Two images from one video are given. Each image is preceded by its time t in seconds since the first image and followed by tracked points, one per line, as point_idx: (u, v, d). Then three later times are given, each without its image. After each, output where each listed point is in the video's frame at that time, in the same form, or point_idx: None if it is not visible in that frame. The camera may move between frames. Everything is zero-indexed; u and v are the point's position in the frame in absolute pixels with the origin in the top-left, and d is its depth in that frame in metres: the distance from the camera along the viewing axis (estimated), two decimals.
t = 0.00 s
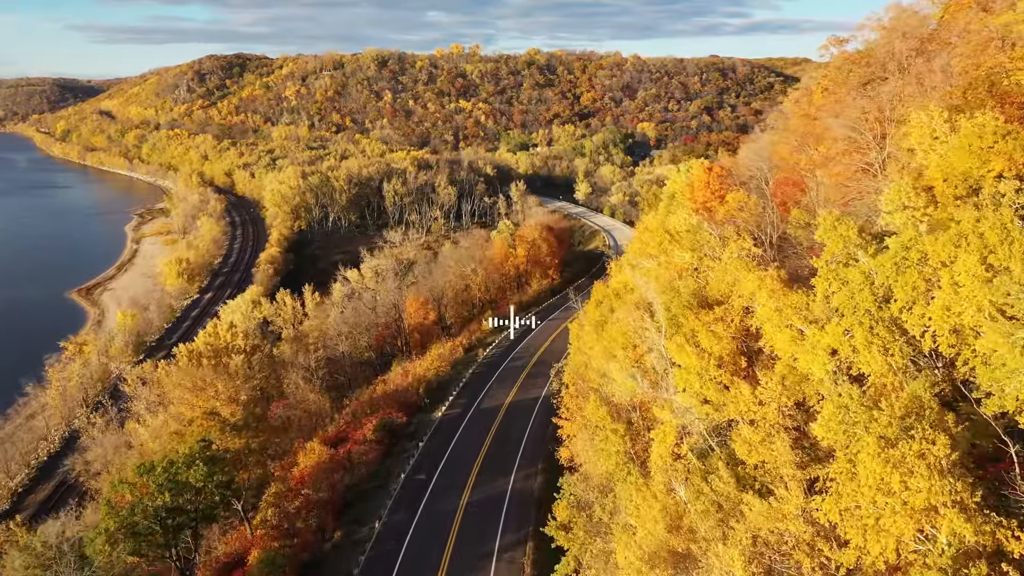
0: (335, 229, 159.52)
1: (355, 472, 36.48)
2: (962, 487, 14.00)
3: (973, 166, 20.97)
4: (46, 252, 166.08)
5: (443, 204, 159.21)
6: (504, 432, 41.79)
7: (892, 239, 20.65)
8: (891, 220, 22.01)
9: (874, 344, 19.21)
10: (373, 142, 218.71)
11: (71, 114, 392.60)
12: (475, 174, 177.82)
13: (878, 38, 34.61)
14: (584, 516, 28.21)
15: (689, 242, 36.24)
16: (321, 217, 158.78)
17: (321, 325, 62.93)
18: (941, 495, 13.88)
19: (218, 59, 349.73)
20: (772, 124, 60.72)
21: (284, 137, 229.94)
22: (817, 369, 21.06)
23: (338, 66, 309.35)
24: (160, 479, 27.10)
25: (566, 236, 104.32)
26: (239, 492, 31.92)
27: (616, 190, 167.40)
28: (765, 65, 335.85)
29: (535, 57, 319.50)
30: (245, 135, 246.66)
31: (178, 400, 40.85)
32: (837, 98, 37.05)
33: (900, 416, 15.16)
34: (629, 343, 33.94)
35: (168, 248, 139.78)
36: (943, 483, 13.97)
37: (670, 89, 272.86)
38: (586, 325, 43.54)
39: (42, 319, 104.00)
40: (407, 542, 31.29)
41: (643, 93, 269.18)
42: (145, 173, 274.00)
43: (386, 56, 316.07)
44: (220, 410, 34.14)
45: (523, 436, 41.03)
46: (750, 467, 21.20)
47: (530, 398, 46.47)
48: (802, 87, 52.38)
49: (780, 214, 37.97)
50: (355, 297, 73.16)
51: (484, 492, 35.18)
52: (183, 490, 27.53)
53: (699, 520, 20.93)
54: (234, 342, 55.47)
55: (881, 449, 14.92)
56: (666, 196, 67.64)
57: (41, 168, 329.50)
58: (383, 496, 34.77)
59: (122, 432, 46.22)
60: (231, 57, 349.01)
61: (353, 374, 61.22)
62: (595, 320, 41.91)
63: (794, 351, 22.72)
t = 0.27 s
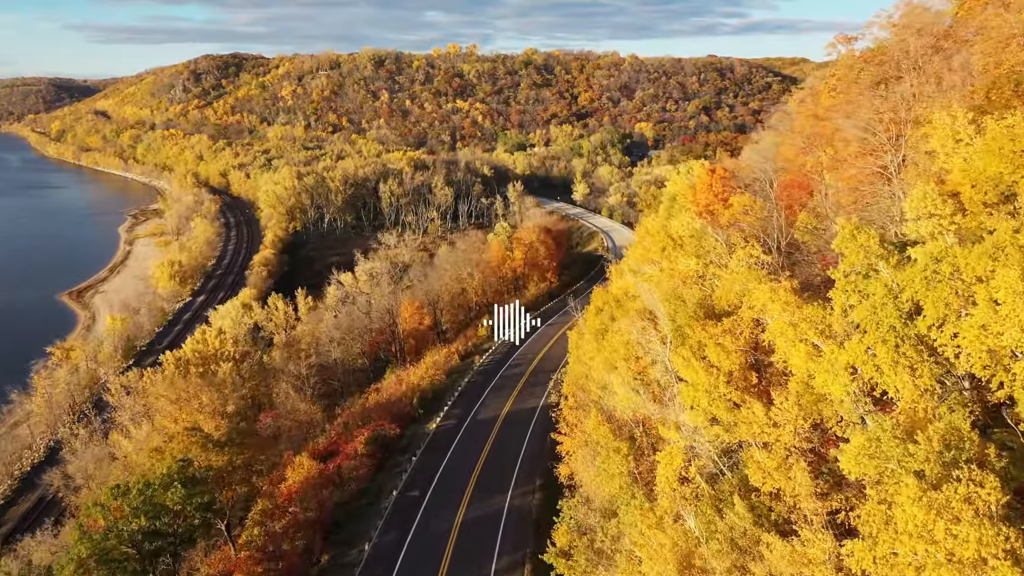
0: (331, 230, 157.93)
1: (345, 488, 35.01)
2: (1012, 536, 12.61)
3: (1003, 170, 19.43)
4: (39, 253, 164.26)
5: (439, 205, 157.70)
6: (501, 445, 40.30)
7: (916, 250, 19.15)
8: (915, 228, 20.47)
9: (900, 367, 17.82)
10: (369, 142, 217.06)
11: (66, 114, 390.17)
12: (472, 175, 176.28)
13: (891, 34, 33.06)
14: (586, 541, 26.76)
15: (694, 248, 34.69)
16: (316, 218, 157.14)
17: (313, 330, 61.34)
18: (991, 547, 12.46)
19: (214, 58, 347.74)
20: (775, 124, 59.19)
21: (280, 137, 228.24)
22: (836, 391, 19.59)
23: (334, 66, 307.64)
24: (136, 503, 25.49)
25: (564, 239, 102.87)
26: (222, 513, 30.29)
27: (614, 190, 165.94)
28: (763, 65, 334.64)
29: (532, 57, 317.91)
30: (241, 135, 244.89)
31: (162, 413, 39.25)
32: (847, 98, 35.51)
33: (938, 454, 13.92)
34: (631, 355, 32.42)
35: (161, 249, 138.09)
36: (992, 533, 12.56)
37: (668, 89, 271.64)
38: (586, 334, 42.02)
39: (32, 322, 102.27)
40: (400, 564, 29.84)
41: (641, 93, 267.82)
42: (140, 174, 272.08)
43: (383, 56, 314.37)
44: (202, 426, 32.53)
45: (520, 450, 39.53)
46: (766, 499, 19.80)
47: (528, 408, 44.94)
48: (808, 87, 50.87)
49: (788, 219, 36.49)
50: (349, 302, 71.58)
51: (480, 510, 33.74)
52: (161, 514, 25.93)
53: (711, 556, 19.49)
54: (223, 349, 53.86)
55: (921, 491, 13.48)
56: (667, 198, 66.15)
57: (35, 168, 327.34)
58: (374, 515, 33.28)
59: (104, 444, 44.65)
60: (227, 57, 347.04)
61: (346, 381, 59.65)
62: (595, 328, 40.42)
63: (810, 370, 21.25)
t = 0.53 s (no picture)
0: (327, 232, 156.31)
1: (334, 507, 33.55)
2: None
3: None
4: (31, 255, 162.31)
5: (436, 206, 156.15)
6: (497, 459, 38.75)
7: (948, 263, 17.56)
8: (946, 239, 18.88)
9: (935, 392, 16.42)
10: (365, 142, 215.32)
11: (61, 114, 387.90)
12: (469, 175, 174.76)
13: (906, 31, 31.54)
14: (589, 569, 25.33)
15: (699, 255, 33.11)
16: (311, 219, 155.50)
17: (305, 336, 59.74)
18: None
19: (210, 58, 345.60)
20: (780, 125, 57.62)
21: (276, 137, 226.50)
22: (862, 416, 18.05)
23: (331, 66, 305.88)
24: (109, 529, 23.90)
25: (563, 241, 101.40)
26: (202, 535, 28.64)
27: (612, 191, 164.48)
28: (761, 65, 333.38)
29: (530, 57, 316.32)
30: (237, 135, 243.08)
31: (145, 427, 37.67)
32: (860, 98, 33.89)
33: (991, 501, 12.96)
34: (634, 367, 30.91)
35: (154, 251, 136.36)
36: None
37: (666, 89, 270.28)
38: (586, 343, 40.46)
39: (21, 326, 100.45)
40: None
41: (638, 93, 266.44)
42: (134, 174, 269.97)
43: (379, 55, 312.60)
44: (183, 444, 30.90)
45: (517, 465, 37.98)
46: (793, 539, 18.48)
47: (525, 419, 43.40)
48: (814, 87, 49.29)
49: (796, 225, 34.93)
50: (342, 307, 70.00)
51: (475, 530, 32.26)
52: (137, 540, 24.33)
53: None
54: (211, 356, 52.26)
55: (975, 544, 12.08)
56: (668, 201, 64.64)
57: (29, 168, 325.20)
58: (364, 536, 31.81)
59: (87, 457, 43.09)
60: (222, 57, 344.94)
61: (339, 388, 58.13)
62: (595, 337, 38.84)
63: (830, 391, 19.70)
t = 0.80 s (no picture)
0: (322, 233, 154.69)
1: (323, 528, 32.13)
2: None
3: None
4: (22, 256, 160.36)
5: (433, 207, 154.59)
6: (494, 474, 37.28)
7: (987, 280, 16.12)
8: (980, 251, 17.40)
9: (972, 422, 15.13)
10: (362, 143, 213.58)
11: (56, 114, 385.47)
12: (466, 176, 173.22)
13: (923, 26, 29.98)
14: None
15: (705, 262, 31.61)
16: (306, 220, 153.85)
17: (297, 342, 58.25)
18: None
19: (205, 58, 343.52)
20: (784, 126, 56.15)
21: (272, 137, 224.74)
22: (890, 445, 16.68)
23: (327, 66, 304.06)
24: (78, 560, 22.34)
25: (562, 245, 99.98)
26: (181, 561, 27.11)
27: (610, 192, 163.03)
28: (759, 65, 332.29)
29: (527, 57, 314.77)
30: (232, 136, 241.29)
31: (126, 442, 36.10)
32: (875, 99, 32.37)
33: None
34: (637, 381, 29.43)
35: (147, 252, 134.60)
36: None
37: (664, 89, 268.94)
38: (586, 353, 38.93)
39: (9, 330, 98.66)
40: None
41: (636, 93, 265.04)
42: (129, 174, 267.87)
43: (376, 55, 310.89)
44: (164, 463, 29.35)
45: (515, 481, 36.55)
46: None
47: (523, 430, 41.91)
48: (821, 88, 47.82)
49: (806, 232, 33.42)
50: (336, 312, 68.37)
51: (470, 551, 30.78)
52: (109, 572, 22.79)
53: None
54: (199, 365, 50.72)
55: None
56: (669, 203, 63.12)
57: (24, 168, 322.85)
58: (354, 560, 30.36)
59: (67, 471, 41.47)
60: (218, 56, 342.86)
61: (332, 397, 56.63)
62: (596, 347, 37.32)
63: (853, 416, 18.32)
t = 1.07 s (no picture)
0: (317, 234, 152.99)
1: (311, 550, 30.69)
2: None
3: None
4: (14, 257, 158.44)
5: (429, 208, 152.99)
6: (490, 489, 35.80)
7: None
8: (1019, 265, 16.02)
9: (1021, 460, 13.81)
10: (358, 143, 211.91)
11: (51, 114, 383.18)
12: (462, 176, 171.68)
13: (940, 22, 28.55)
14: None
15: (712, 270, 30.12)
16: (302, 221, 152.19)
17: (288, 349, 56.72)
18: None
19: (201, 57, 341.54)
20: (789, 127, 54.69)
21: (267, 137, 222.99)
22: (926, 481, 15.33)
23: (323, 66, 302.28)
24: None
25: (560, 248, 98.50)
26: None
27: (608, 192, 161.62)
28: (756, 65, 331.14)
29: (525, 56, 313.26)
30: (228, 136, 239.53)
31: (105, 459, 34.53)
32: (892, 100, 30.86)
33: None
34: (641, 396, 27.95)
35: (139, 254, 132.86)
36: None
37: (662, 89, 267.56)
38: (586, 364, 37.38)
39: None
40: None
41: (634, 93, 263.67)
42: (123, 175, 265.85)
43: (372, 55, 309.21)
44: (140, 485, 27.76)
45: (512, 497, 35.10)
46: None
47: (520, 442, 40.43)
48: (829, 88, 46.33)
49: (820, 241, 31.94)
50: (329, 318, 66.78)
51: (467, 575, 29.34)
52: None
53: None
54: (186, 373, 49.07)
55: None
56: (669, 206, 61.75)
57: (18, 168, 320.59)
58: None
59: (46, 486, 39.86)
60: (214, 56, 340.89)
61: (324, 406, 55.12)
62: (596, 359, 35.82)
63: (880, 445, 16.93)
